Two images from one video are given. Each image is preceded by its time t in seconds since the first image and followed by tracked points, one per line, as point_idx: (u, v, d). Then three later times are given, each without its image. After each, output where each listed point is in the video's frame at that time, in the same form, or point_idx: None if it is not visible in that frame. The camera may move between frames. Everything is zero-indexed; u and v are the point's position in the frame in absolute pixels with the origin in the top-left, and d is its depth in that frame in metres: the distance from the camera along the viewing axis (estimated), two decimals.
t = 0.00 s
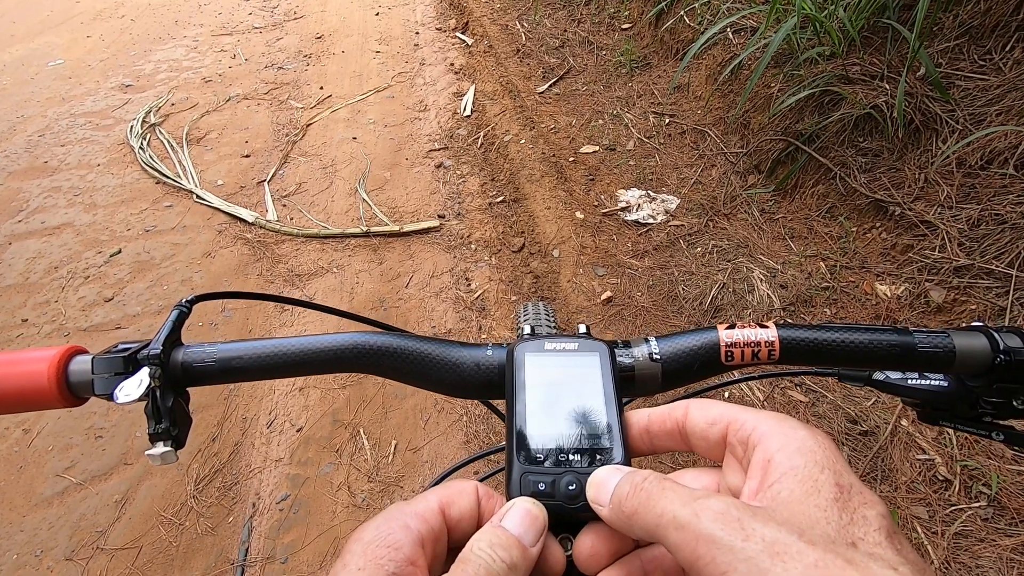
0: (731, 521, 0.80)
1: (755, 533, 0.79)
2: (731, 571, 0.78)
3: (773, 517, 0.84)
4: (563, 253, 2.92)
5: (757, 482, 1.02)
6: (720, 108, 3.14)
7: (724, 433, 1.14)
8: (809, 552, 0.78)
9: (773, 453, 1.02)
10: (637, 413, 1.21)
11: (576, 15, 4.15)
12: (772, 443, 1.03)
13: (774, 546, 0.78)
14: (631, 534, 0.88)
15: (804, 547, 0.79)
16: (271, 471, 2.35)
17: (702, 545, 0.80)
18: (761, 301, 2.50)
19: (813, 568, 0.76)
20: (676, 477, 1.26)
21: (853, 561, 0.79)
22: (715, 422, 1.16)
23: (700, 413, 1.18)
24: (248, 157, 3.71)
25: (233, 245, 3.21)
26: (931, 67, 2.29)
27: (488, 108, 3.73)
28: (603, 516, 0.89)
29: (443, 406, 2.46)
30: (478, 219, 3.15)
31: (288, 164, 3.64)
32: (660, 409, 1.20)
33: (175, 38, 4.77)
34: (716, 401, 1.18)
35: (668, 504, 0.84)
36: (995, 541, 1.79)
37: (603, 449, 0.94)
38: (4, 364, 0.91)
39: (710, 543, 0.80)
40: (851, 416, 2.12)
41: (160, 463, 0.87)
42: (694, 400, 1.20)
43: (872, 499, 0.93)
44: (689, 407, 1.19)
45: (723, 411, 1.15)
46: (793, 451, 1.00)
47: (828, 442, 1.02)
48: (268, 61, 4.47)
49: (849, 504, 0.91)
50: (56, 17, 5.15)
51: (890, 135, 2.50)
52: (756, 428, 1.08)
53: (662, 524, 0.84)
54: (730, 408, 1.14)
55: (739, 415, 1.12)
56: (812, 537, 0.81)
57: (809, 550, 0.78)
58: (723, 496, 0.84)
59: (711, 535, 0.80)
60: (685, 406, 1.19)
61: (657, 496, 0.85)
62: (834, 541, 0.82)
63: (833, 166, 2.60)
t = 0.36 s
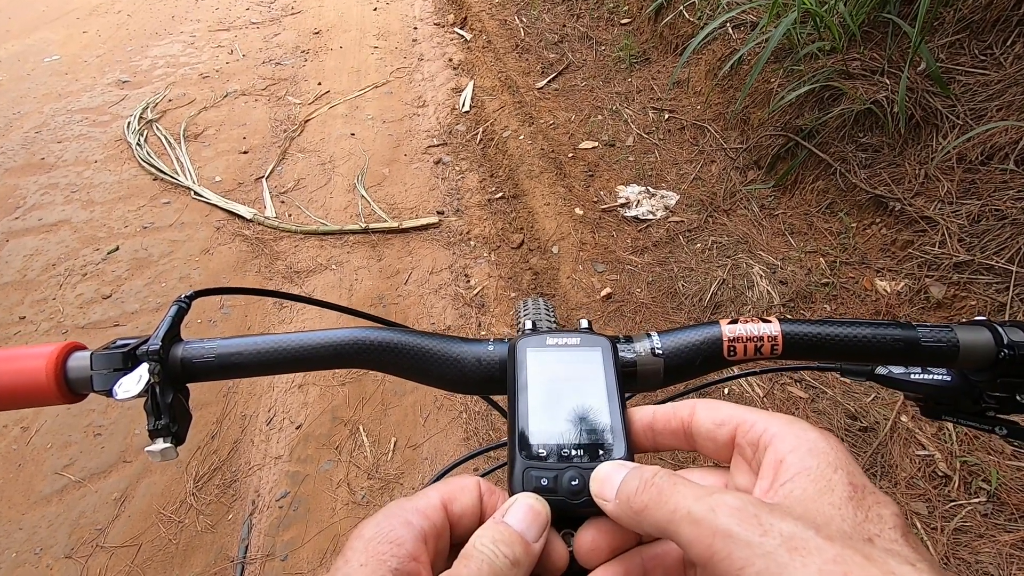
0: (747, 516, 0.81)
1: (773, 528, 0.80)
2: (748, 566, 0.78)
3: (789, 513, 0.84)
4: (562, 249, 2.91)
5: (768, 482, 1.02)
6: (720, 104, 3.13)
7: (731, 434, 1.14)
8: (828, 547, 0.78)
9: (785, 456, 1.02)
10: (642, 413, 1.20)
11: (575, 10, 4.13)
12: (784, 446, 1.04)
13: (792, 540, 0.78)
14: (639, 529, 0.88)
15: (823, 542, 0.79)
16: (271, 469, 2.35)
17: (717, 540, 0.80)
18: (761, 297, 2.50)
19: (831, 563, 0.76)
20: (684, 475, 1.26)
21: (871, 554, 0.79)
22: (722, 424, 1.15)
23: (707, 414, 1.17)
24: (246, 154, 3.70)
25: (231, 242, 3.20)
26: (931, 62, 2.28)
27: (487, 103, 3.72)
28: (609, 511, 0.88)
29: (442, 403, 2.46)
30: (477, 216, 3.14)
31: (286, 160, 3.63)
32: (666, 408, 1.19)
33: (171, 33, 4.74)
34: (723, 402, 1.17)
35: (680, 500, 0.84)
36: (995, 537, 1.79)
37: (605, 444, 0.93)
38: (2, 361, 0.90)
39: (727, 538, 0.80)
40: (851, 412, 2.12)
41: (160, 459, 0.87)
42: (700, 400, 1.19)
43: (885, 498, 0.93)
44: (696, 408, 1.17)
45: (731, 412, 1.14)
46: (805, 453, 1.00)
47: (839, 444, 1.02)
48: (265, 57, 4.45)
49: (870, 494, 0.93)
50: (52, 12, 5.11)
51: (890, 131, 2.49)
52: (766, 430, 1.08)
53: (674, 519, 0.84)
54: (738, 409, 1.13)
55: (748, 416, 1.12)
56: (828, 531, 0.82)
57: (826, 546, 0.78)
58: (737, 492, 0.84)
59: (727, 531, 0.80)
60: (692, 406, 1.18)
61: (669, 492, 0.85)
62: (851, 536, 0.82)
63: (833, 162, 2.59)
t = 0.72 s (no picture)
0: (744, 506, 0.82)
1: (770, 518, 0.81)
2: (745, 556, 0.79)
3: (787, 504, 0.85)
4: (562, 246, 2.90)
5: (764, 470, 1.01)
6: (720, 101, 3.12)
7: (728, 425, 1.14)
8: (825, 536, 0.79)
9: (780, 443, 1.01)
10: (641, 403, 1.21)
11: (574, 7, 4.11)
12: (779, 435, 1.03)
13: (790, 528, 0.80)
14: (637, 521, 0.89)
15: (819, 532, 0.80)
16: (271, 466, 2.35)
17: (714, 530, 0.81)
18: (761, 294, 2.50)
19: (828, 553, 0.77)
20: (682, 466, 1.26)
21: (868, 541, 0.80)
22: (720, 415, 1.15)
23: (705, 405, 1.17)
24: (245, 151, 3.69)
25: (231, 239, 3.19)
26: (933, 59, 2.27)
27: (487, 100, 3.70)
28: (606, 503, 0.88)
29: (442, 401, 2.46)
30: (477, 213, 3.14)
31: (285, 157, 3.62)
32: (665, 400, 1.20)
33: (170, 29, 4.73)
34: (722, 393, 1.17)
35: (678, 491, 0.85)
36: (994, 533, 1.79)
37: (604, 438, 0.93)
38: None
39: (725, 528, 0.81)
40: (851, 408, 2.12)
41: (159, 453, 0.87)
42: (699, 391, 1.20)
43: (880, 486, 0.93)
44: (694, 399, 1.18)
45: (728, 403, 1.14)
46: (799, 442, 0.99)
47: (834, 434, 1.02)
48: (264, 54, 4.43)
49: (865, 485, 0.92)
50: (50, 9, 5.10)
51: (891, 127, 2.48)
52: (761, 420, 1.07)
53: (673, 510, 0.85)
54: (736, 400, 1.13)
55: (745, 407, 1.12)
56: (826, 520, 0.83)
57: (824, 535, 0.79)
58: (734, 482, 0.85)
59: (724, 520, 0.81)
60: (689, 397, 1.19)
61: (667, 484, 0.86)
62: (848, 526, 0.83)
63: (834, 158, 2.58)
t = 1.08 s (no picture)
0: (744, 502, 0.81)
1: (771, 515, 0.81)
2: (746, 552, 0.79)
3: (788, 500, 0.85)
4: (563, 246, 2.90)
5: (763, 467, 1.01)
6: (721, 100, 3.12)
7: (728, 423, 1.14)
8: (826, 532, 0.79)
9: (780, 441, 1.02)
10: (641, 400, 1.21)
11: (575, 6, 4.11)
12: (779, 433, 1.03)
13: (790, 524, 0.80)
14: (637, 517, 0.88)
15: (820, 528, 0.80)
16: (271, 464, 2.35)
17: (714, 527, 0.81)
18: (761, 293, 2.50)
19: (829, 549, 0.77)
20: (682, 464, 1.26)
21: (868, 538, 0.80)
22: (719, 412, 1.15)
23: (705, 403, 1.17)
24: (245, 150, 3.68)
25: (230, 238, 3.19)
26: (933, 58, 2.27)
27: (487, 99, 3.70)
28: (606, 500, 0.88)
29: (442, 400, 2.46)
30: (477, 212, 3.14)
31: (285, 156, 3.62)
32: (665, 397, 1.20)
33: (170, 28, 4.72)
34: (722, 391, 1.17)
35: (678, 487, 0.84)
36: (994, 533, 1.79)
37: (604, 435, 0.93)
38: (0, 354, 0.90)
39: (726, 525, 0.80)
40: (851, 408, 2.12)
41: (159, 451, 0.87)
42: (699, 388, 1.19)
43: (880, 484, 0.93)
44: (694, 396, 1.18)
45: (729, 401, 1.14)
46: (799, 440, 0.99)
47: (834, 432, 1.02)
48: (264, 52, 4.43)
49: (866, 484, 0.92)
50: (50, 7, 5.09)
51: (891, 127, 2.48)
52: (762, 417, 1.08)
53: (673, 507, 0.84)
54: (735, 398, 1.13)
55: (745, 405, 1.11)
56: (825, 517, 0.83)
57: (824, 532, 0.79)
58: (734, 478, 0.85)
59: (724, 516, 0.81)
60: (689, 395, 1.18)
61: (666, 480, 0.85)
62: (847, 522, 0.83)
63: (834, 158, 2.58)
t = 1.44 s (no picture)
0: (701, 508, 0.80)
1: (725, 521, 0.78)
2: (702, 560, 0.77)
3: (743, 504, 0.83)
4: (562, 248, 2.91)
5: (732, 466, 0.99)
6: (720, 104, 3.13)
7: (716, 421, 1.12)
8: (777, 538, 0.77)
9: (751, 442, 1.00)
10: (634, 397, 1.22)
11: (574, 10, 4.12)
12: (753, 433, 1.01)
13: (743, 527, 0.78)
14: (601, 524, 0.87)
15: (773, 532, 0.78)
16: (269, 467, 2.35)
17: (671, 534, 0.79)
18: (760, 296, 2.50)
19: (781, 554, 0.75)
20: (672, 465, 1.24)
21: (826, 543, 0.79)
22: (709, 409, 1.14)
23: (696, 400, 1.16)
24: (245, 152, 3.69)
25: (231, 240, 3.20)
26: (931, 63, 2.28)
27: (487, 103, 3.72)
28: (575, 512, 0.89)
29: (441, 402, 2.46)
30: (477, 214, 3.14)
31: (286, 159, 3.63)
32: (660, 394, 1.19)
33: (171, 31, 4.74)
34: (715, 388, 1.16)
35: (636, 493, 0.83)
36: (993, 536, 1.79)
37: (603, 438, 0.93)
38: (2, 355, 0.90)
39: (683, 532, 0.78)
40: (849, 411, 2.12)
41: (161, 453, 0.87)
42: (694, 386, 1.19)
43: (847, 486, 0.91)
44: (685, 392, 1.17)
45: (716, 398, 1.12)
46: (771, 442, 0.97)
47: (808, 435, 0.99)
48: (265, 55, 4.44)
49: (834, 486, 0.90)
50: (51, 10, 5.11)
51: (890, 131, 2.49)
52: (743, 416, 1.06)
53: (631, 512, 0.82)
54: (722, 395, 1.12)
55: (729, 403, 1.10)
56: (782, 523, 0.81)
57: (778, 537, 0.78)
58: (691, 483, 0.83)
59: (680, 523, 0.79)
60: (683, 392, 1.18)
61: (624, 485, 0.83)
62: (802, 526, 0.81)
63: (833, 162, 2.59)
